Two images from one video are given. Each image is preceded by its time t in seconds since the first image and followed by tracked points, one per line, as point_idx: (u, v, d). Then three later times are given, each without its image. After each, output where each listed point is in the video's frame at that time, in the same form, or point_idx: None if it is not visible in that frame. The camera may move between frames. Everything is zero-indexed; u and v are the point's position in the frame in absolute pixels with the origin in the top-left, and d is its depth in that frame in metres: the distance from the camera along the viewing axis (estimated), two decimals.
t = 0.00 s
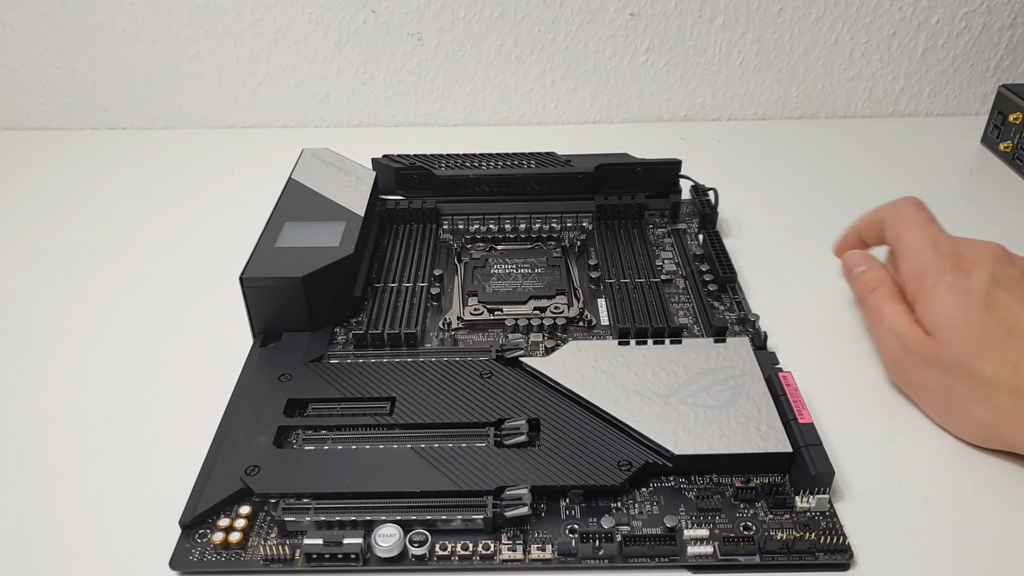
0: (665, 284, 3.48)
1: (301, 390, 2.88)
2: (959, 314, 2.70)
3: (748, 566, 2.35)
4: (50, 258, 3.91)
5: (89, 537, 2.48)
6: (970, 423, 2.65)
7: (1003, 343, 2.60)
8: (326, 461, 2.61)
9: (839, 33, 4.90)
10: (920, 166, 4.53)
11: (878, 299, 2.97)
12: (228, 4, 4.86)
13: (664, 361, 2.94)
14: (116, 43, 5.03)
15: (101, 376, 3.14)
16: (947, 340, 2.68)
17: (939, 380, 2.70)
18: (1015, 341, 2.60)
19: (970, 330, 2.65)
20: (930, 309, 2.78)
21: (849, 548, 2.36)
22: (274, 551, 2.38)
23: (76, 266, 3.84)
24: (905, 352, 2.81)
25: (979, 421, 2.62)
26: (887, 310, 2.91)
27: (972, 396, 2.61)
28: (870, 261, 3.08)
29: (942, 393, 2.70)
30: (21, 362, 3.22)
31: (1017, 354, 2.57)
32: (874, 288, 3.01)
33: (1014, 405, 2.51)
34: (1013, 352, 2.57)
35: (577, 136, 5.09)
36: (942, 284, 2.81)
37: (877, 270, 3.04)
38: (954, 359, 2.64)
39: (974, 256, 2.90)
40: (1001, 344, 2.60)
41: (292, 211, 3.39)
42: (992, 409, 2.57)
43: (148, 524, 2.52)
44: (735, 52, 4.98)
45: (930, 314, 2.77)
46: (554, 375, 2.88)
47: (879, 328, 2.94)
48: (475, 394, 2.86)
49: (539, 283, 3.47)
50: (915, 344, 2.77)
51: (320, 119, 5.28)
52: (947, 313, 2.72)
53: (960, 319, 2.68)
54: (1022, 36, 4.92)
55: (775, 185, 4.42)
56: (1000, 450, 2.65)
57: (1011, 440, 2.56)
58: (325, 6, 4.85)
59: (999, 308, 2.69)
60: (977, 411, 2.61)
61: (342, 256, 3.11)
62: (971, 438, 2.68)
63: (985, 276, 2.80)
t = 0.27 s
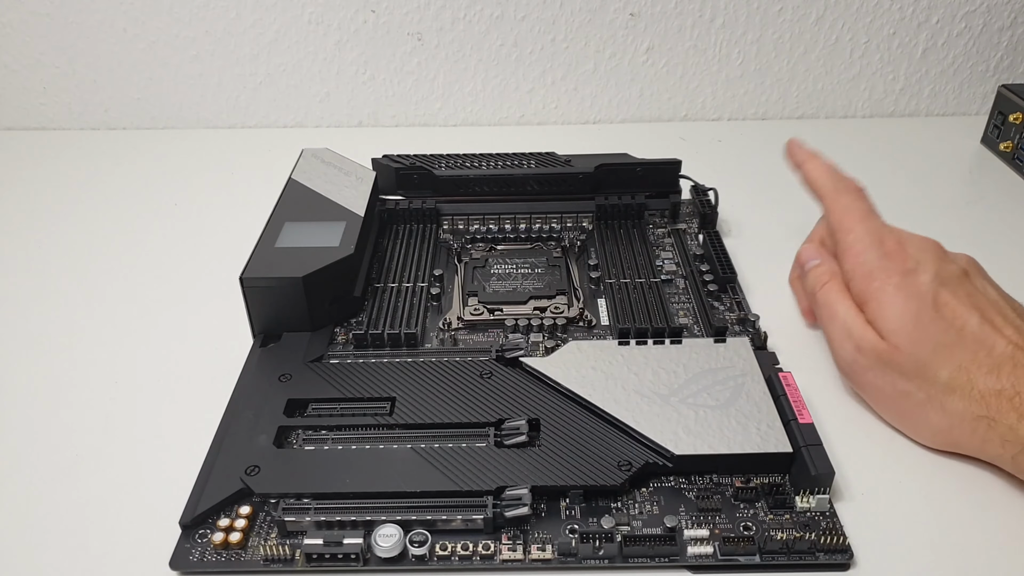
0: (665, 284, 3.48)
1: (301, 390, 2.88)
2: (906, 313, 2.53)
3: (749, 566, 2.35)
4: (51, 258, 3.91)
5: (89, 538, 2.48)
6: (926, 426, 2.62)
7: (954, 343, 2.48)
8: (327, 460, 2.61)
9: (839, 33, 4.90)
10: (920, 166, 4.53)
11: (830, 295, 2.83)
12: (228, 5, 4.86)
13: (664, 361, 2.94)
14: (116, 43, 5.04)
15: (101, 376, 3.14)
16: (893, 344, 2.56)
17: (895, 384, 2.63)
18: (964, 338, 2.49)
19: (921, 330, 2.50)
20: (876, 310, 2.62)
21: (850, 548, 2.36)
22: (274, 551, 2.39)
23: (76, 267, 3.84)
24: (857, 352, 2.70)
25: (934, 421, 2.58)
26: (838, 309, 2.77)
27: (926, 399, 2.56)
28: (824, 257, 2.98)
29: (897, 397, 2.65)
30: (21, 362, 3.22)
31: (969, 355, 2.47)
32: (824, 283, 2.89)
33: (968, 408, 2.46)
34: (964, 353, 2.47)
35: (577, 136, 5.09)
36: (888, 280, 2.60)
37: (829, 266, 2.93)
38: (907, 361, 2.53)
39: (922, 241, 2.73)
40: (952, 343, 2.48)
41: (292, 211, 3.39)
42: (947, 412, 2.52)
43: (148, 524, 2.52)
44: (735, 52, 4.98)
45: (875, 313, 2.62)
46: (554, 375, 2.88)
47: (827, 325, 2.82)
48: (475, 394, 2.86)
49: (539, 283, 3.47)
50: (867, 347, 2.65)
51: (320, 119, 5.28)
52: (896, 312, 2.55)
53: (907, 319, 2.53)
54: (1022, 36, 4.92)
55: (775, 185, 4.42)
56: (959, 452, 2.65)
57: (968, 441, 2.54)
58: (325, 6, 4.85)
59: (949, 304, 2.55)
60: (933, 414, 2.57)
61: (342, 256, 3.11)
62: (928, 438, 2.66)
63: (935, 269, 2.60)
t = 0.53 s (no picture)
0: (665, 284, 3.48)
1: (301, 390, 2.88)
2: (901, 326, 2.69)
3: (749, 566, 2.35)
4: (51, 258, 3.91)
5: (89, 537, 2.48)
6: (921, 432, 2.63)
7: (947, 352, 2.60)
8: (326, 460, 2.61)
9: (839, 33, 4.90)
10: (920, 166, 4.54)
11: (821, 311, 2.96)
12: (228, 4, 4.86)
13: (664, 361, 2.94)
14: (115, 43, 5.03)
15: (101, 376, 3.14)
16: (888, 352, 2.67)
17: (888, 392, 2.67)
18: (958, 347, 2.60)
19: (916, 340, 2.64)
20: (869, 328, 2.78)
21: (850, 548, 2.36)
22: (274, 551, 2.38)
23: (76, 266, 3.84)
24: (851, 364, 2.78)
25: (930, 426, 2.59)
26: (828, 323, 2.90)
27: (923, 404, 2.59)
28: (809, 276, 3.10)
29: (891, 405, 2.68)
30: (21, 361, 3.22)
31: (962, 362, 2.56)
32: (813, 300, 3.01)
33: (964, 414, 2.50)
34: (957, 359, 2.57)
35: (577, 136, 5.09)
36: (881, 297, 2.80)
37: (816, 285, 3.05)
38: (901, 367, 2.62)
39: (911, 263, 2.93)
40: (945, 350, 2.60)
41: (292, 211, 3.39)
42: (944, 417, 2.55)
43: (148, 524, 2.52)
44: (735, 53, 4.98)
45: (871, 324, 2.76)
46: (554, 375, 2.88)
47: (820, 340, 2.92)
48: (475, 394, 2.86)
49: (539, 283, 3.47)
50: (861, 357, 2.73)
51: (320, 119, 5.27)
52: (891, 327, 2.71)
53: (904, 331, 2.68)
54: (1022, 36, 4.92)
55: (775, 185, 4.42)
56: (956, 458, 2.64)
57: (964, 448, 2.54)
58: (325, 6, 4.85)
59: (943, 317, 2.68)
60: (927, 421, 2.59)
61: (342, 256, 3.11)
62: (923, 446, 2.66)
63: (924, 286, 2.80)
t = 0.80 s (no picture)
0: (665, 284, 3.48)
1: (301, 390, 2.88)
2: (891, 330, 2.71)
3: (748, 566, 2.35)
4: (51, 258, 3.91)
5: (88, 537, 2.48)
6: (916, 435, 2.63)
7: (937, 353, 2.63)
8: (326, 460, 2.61)
9: (839, 33, 4.90)
10: (920, 166, 4.54)
11: (803, 320, 2.98)
12: (228, 4, 4.86)
13: (664, 361, 2.94)
14: (115, 43, 5.03)
15: (101, 376, 3.14)
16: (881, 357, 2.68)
17: (881, 397, 2.67)
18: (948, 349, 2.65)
19: (907, 345, 2.66)
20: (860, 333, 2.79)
21: (850, 548, 2.36)
22: (274, 551, 2.38)
23: (76, 266, 3.84)
24: (841, 369, 2.76)
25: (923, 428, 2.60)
26: (814, 331, 2.90)
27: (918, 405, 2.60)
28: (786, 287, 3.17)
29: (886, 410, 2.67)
30: (21, 361, 3.22)
31: (953, 364, 2.60)
32: (795, 308, 3.05)
33: (957, 416, 2.53)
34: (947, 361, 2.61)
35: (577, 136, 5.09)
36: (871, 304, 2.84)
37: (795, 293, 3.11)
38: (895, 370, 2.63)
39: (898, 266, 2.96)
40: (937, 351, 2.63)
41: (292, 211, 3.39)
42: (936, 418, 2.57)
43: (148, 524, 2.52)
44: (735, 52, 4.97)
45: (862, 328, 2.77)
46: (554, 375, 2.88)
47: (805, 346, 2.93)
48: (475, 394, 2.86)
49: (539, 283, 3.47)
50: (853, 363, 2.72)
51: (320, 119, 5.28)
52: (881, 330, 2.73)
53: (895, 334, 2.70)
54: (1022, 36, 4.92)
55: (775, 185, 4.42)
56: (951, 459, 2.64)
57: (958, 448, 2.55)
58: (325, 6, 4.85)
59: (931, 321, 2.73)
60: (920, 421, 2.60)
61: (342, 256, 3.11)
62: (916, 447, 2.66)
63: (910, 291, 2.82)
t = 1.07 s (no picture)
0: (665, 284, 3.48)
1: (301, 390, 2.88)
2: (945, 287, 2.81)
3: (748, 567, 2.35)
4: (51, 258, 3.91)
5: (88, 538, 2.48)
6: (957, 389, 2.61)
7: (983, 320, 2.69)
8: (326, 460, 2.61)
9: (839, 32, 4.90)
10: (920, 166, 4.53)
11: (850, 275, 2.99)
12: (228, 5, 4.86)
13: (664, 361, 2.94)
14: (115, 43, 5.03)
15: (101, 376, 3.14)
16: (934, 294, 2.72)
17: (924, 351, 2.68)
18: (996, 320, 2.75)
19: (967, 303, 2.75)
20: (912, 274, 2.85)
21: (850, 548, 2.36)
22: (274, 551, 2.38)
23: (76, 266, 3.84)
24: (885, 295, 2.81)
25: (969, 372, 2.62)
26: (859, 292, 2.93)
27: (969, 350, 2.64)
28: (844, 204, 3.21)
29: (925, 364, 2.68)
30: (21, 361, 3.22)
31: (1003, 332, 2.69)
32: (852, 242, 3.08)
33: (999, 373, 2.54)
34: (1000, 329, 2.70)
35: (577, 136, 5.09)
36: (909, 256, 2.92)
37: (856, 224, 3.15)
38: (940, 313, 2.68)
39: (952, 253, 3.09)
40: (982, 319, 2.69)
41: (292, 211, 3.39)
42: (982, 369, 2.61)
43: (148, 525, 2.52)
44: (735, 52, 4.97)
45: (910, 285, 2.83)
46: (554, 375, 2.88)
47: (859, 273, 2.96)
48: (476, 394, 2.86)
49: (539, 283, 3.47)
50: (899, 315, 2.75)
51: (320, 119, 5.27)
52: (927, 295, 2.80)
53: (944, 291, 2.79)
54: (1022, 36, 4.92)
55: (775, 185, 4.42)
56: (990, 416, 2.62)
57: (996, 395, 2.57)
58: (325, 6, 4.85)
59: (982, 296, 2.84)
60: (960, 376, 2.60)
61: (342, 256, 3.11)
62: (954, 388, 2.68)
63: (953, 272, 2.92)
